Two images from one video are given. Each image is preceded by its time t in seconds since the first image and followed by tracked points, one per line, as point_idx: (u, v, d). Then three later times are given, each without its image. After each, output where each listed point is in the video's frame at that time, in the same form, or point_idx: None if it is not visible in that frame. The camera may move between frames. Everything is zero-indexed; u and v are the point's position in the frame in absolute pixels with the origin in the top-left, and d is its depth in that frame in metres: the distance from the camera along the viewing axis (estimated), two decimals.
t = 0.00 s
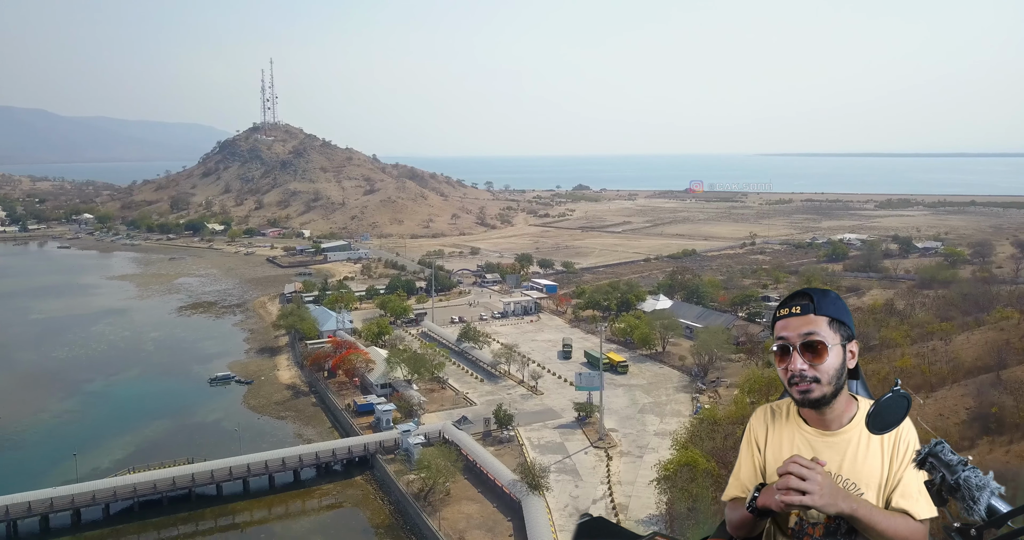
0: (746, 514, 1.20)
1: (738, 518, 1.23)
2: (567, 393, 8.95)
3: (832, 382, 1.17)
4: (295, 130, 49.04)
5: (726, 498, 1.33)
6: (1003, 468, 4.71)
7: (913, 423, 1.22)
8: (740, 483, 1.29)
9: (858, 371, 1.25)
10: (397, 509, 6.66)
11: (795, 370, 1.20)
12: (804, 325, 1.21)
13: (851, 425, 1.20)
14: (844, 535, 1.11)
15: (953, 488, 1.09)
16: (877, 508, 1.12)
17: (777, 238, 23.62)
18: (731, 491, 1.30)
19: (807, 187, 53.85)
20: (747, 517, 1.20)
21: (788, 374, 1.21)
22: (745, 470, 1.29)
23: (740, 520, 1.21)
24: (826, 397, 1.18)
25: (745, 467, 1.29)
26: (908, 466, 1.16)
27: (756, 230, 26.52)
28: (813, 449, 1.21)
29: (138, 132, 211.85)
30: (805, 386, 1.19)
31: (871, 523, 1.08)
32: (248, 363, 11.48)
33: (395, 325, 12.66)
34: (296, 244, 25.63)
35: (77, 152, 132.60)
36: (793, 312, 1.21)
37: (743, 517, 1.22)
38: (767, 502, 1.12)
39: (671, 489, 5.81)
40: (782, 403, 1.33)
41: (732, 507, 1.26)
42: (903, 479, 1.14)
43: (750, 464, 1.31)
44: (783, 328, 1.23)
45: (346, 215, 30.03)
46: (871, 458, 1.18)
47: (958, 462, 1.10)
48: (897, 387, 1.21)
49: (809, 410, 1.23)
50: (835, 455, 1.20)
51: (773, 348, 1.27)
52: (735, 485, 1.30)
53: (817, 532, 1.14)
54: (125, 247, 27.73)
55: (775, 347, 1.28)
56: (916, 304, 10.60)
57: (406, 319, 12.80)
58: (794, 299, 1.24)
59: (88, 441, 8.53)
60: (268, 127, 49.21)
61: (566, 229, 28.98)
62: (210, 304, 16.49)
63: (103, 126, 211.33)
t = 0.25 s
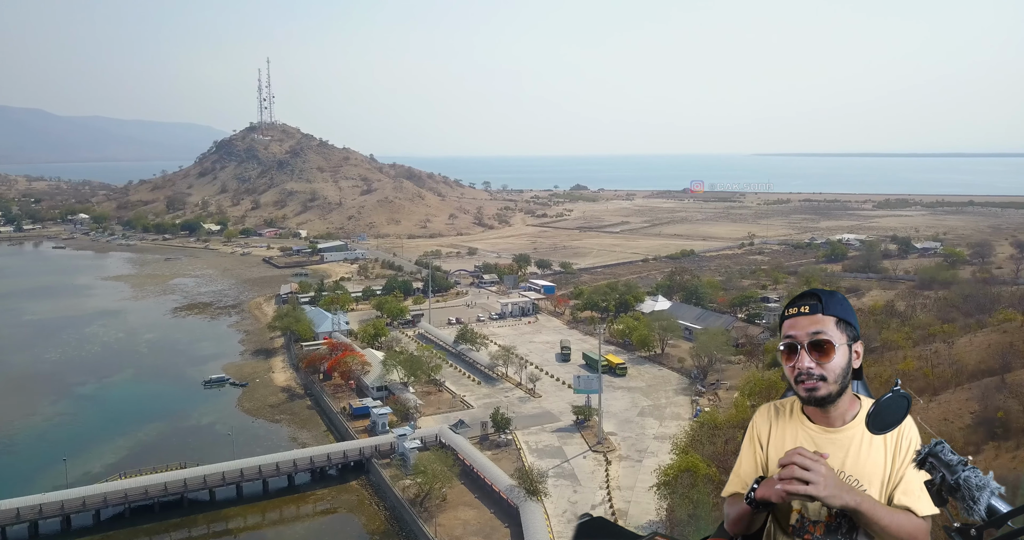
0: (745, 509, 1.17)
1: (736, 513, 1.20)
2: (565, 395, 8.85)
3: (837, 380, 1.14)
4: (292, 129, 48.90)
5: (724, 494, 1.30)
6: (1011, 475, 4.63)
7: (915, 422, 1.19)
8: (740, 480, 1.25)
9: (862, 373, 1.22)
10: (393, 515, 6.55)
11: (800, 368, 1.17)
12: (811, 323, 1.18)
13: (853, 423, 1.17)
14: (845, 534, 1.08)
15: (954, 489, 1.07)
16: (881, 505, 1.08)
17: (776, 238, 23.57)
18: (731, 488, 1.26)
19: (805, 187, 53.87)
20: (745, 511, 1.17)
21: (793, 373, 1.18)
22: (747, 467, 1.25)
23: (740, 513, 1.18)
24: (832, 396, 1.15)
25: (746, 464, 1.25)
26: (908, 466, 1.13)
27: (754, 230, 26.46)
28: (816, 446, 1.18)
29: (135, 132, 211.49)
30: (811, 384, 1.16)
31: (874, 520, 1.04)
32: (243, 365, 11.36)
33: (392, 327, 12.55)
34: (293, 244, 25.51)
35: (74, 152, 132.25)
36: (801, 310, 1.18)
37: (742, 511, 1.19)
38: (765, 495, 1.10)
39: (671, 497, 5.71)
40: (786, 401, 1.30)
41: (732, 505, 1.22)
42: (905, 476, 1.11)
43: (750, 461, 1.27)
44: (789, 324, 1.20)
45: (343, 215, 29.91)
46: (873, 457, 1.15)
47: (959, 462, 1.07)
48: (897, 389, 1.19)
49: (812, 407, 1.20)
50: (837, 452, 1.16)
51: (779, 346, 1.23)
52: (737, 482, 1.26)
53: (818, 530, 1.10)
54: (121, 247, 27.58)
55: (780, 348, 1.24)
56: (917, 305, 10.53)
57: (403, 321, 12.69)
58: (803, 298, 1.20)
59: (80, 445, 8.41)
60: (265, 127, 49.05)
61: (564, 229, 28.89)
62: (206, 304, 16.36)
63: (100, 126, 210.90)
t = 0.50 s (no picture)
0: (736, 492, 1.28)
1: (731, 508, 1.31)
2: (563, 398, 8.75)
3: (847, 382, 1.24)
4: (289, 129, 48.66)
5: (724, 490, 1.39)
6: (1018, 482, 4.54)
7: (917, 423, 1.25)
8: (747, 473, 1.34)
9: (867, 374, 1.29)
10: (388, 521, 6.44)
11: (811, 369, 1.26)
12: (823, 325, 1.26)
13: (857, 422, 1.24)
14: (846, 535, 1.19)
15: (953, 489, 1.16)
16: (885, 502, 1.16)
17: (774, 238, 23.42)
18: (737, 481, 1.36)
19: (803, 187, 53.70)
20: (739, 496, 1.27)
21: (804, 373, 1.28)
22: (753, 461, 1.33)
23: (735, 503, 1.28)
24: (840, 396, 1.24)
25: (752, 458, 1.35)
26: (909, 465, 1.20)
27: (753, 231, 26.31)
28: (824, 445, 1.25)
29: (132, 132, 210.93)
30: (821, 384, 1.25)
31: (881, 519, 1.12)
32: (238, 368, 11.24)
33: (388, 328, 12.44)
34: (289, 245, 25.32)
35: (70, 152, 131.77)
36: (815, 312, 1.26)
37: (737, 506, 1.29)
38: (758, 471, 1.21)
39: (671, 503, 5.63)
40: (791, 401, 1.40)
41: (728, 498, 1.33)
42: (908, 477, 1.18)
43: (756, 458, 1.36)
44: (801, 325, 1.29)
45: (339, 216, 29.73)
46: (876, 457, 1.22)
47: (957, 463, 1.16)
48: (896, 390, 1.27)
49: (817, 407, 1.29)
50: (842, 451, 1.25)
51: (790, 345, 1.32)
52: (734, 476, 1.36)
53: (819, 530, 1.21)
54: (115, 248, 27.37)
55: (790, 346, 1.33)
56: (918, 307, 10.44)
57: (400, 322, 12.58)
58: (816, 299, 1.29)
59: (74, 448, 8.31)
60: (261, 126, 48.81)
61: (562, 229, 28.72)
62: (200, 306, 16.21)
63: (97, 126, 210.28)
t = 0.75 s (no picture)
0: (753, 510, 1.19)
1: (744, 513, 1.22)
2: (561, 401, 8.65)
3: (853, 387, 1.16)
4: (286, 129, 48.53)
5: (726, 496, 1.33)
6: None
7: (916, 423, 1.21)
8: (746, 481, 1.28)
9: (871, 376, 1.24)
10: (384, 527, 6.34)
11: (817, 373, 1.18)
12: (830, 327, 1.18)
13: (859, 425, 1.19)
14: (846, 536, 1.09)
15: (953, 488, 1.10)
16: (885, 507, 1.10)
17: (773, 238, 23.42)
18: (737, 487, 1.29)
19: (801, 187, 53.76)
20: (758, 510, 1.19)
21: (807, 377, 1.20)
22: (753, 465, 1.27)
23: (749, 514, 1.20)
24: (845, 401, 1.17)
25: (752, 464, 1.28)
26: (909, 466, 1.16)
27: (751, 231, 26.29)
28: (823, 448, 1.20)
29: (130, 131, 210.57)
30: (826, 389, 1.17)
31: (878, 522, 1.05)
32: (233, 370, 11.12)
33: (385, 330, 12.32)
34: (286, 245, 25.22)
35: (68, 151, 131.51)
36: (821, 314, 1.18)
37: (751, 511, 1.21)
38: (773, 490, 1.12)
39: (672, 509, 5.54)
40: (791, 401, 1.31)
41: (738, 504, 1.24)
42: (908, 480, 1.14)
43: (754, 462, 1.29)
44: (808, 326, 1.20)
45: (336, 216, 29.64)
46: (876, 459, 1.17)
47: (958, 463, 1.10)
48: (897, 391, 1.23)
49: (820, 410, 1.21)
50: (843, 452, 1.18)
51: (793, 351, 1.23)
52: (741, 481, 1.29)
53: (819, 531, 1.11)
54: (111, 248, 27.24)
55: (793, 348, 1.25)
56: (919, 308, 10.38)
57: (396, 323, 12.47)
58: (823, 300, 1.20)
59: (64, 452, 8.18)
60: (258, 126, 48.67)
61: (560, 229, 28.68)
62: (196, 307, 16.09)
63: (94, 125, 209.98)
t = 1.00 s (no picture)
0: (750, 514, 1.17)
1: (744, 517, 1.19)
2: (560, 404, 8.55)
3: (854, 387, 1.14)
4: (283, 129, 48.38)
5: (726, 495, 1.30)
6: None
7: (917, 422, 1.19)
8: (745, 482, 1.25)
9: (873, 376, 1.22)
10: (379, 534, 6.22)
11: (818, 375, 1.16)
12: (829, 326, 1.16)
13: (860, 426, 1.17)
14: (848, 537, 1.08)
15: (953, 488, 1.07)
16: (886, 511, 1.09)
17: (772, 239, 23.35)
18: (736, 490, 1.26)
19: (799, 187, 53.77)
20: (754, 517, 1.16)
21: (807, 377, 1.18)
22: (752, 468, 1.24)
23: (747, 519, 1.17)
24: (846, 401, 1.15)
25: (751, 466, 1.25)
26: (910, 467, 1.14)
27: (750, 231, 26.22)
28: (823, 450, 1.17)
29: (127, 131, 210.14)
30: (827, 389, 1.15)
31: (882, 526, 1.04)
32: (228, 372, 11.00)
33: (381, 332, 12.21)
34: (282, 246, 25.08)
35: (65, 151, 131.14)
36: (820, 314, 1.16)
37: (751, 516, 1.18)
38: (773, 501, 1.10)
39: (673, 517, 5.44)
40: (791, 401, 1.29)
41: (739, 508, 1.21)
42: (911, 482, 1.12)
43: (754, 464, 1.26)
44: (808, 327, 1.18)
45: (334, 216, 29.52)
46: (879, 460, 1.15)
47: (958, 463, 1.08)
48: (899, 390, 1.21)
49: (820, 411, 1.19)
50: (843, 455, 1.16)
51: (793, 350, 1.21)
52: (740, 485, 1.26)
53: (821, 532, 1.10)
54: (107, 248, 27.08)
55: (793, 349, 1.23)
56: (920, 309, 10.30)
57: (393, 325, 12.35)
58: (822, 299, 1.18)
59: (55, 456, 8.06)
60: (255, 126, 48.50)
61: (558, 230, 28.60)
62: (191, 308, 15.95)
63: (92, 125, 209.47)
